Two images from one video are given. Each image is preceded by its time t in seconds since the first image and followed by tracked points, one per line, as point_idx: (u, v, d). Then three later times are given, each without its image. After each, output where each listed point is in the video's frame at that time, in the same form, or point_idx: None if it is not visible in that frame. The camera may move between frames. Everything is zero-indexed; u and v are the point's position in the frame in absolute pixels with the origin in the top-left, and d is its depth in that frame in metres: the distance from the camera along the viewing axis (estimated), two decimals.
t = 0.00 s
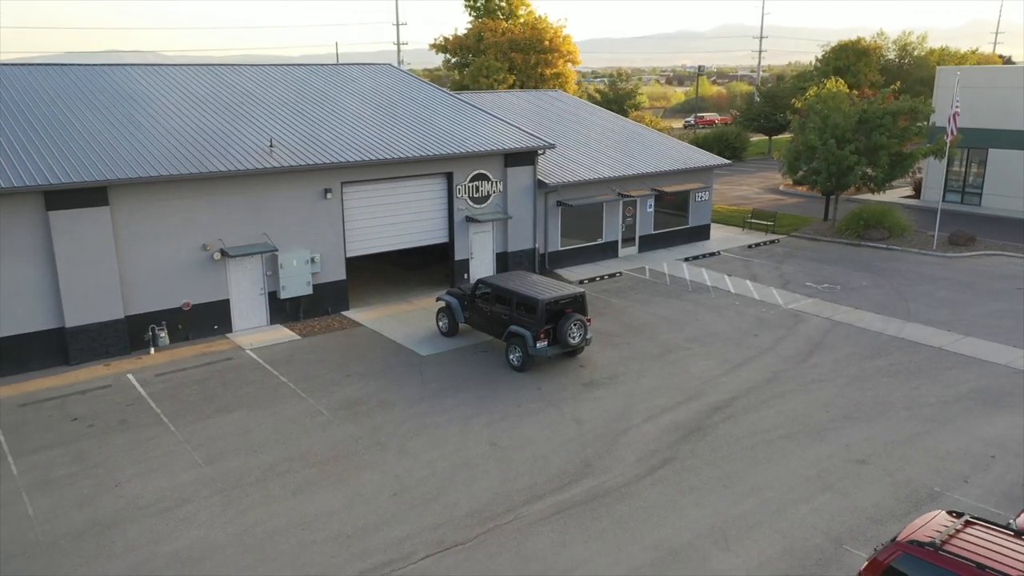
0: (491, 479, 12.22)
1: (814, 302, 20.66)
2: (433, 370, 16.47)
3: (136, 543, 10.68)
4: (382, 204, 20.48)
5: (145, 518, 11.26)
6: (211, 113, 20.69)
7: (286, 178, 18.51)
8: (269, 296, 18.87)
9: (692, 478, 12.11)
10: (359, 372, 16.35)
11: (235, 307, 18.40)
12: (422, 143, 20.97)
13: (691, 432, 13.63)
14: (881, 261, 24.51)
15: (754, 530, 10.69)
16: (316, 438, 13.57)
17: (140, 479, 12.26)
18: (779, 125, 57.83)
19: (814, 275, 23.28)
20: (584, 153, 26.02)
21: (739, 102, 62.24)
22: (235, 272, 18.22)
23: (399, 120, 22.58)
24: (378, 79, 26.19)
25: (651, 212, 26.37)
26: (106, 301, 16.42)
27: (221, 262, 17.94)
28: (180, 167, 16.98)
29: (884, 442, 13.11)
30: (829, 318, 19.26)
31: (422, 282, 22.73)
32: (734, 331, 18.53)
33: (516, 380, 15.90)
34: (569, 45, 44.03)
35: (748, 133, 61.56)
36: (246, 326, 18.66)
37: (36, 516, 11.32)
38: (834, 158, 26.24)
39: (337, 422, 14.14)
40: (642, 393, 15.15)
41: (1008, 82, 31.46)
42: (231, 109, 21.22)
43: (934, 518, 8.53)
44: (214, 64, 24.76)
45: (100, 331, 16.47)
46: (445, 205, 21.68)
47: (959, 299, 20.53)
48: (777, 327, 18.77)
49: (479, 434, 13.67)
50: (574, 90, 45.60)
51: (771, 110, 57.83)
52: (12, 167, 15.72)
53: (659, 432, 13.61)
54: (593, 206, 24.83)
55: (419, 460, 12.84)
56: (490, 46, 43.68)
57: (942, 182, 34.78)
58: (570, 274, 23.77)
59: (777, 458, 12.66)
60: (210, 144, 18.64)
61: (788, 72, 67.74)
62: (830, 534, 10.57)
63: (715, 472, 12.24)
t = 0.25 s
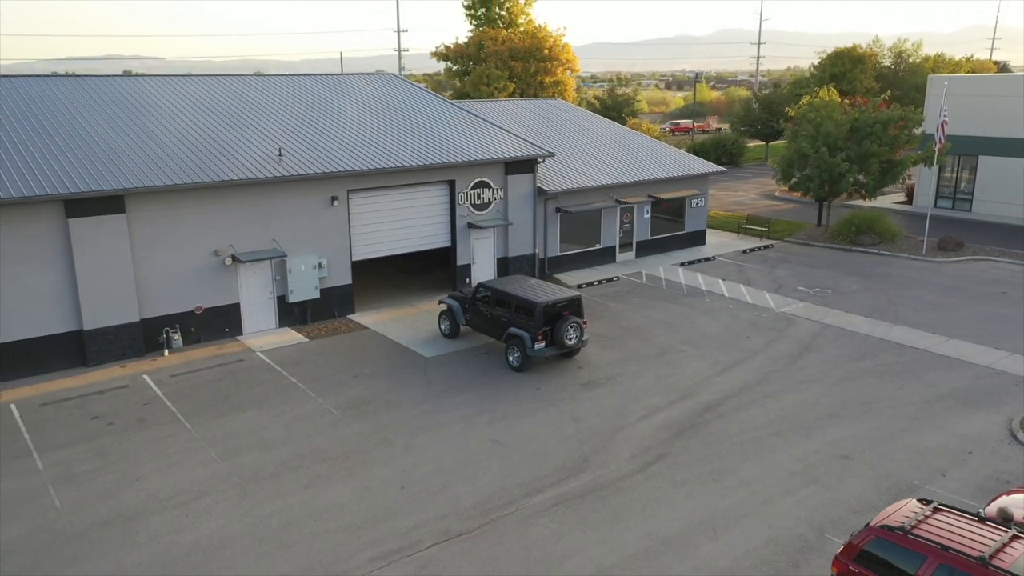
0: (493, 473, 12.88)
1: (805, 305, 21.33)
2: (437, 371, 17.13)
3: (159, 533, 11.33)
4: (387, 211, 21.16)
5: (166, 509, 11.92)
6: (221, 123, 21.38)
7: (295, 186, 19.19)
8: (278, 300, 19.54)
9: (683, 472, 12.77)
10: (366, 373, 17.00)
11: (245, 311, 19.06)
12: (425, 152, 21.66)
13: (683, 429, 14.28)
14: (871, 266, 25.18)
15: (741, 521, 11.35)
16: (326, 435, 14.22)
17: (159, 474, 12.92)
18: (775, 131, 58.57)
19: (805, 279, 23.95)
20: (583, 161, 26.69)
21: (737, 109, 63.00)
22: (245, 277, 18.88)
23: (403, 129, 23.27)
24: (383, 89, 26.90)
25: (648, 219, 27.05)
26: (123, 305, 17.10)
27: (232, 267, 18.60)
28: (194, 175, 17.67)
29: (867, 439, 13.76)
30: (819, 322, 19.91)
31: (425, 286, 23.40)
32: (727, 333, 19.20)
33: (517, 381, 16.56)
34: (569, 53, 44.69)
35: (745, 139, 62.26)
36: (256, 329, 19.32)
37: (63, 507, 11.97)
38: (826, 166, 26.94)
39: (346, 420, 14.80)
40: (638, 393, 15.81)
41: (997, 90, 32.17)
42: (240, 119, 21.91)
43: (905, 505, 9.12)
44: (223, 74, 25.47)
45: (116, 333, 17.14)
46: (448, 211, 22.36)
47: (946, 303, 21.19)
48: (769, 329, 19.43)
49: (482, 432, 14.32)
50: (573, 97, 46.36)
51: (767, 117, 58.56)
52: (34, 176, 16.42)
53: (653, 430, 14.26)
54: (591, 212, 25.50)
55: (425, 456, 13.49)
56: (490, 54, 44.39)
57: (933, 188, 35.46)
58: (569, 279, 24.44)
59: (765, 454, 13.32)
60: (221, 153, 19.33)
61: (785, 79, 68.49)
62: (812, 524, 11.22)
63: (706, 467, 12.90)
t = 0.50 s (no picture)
0: (494, 469, 13.45)
1: (796, 308, 21.93)
2: (439, 372, 17.72)
3: (175, 525, 11.91)
4: (391, 217, 21.76)
5: (182, 503, 12.49)
6: (229, 131, 21.98)
7: (301, 193, 19.79)
8: (284, 304, 20.12)
9: (676, 467, 13.35)
10: (371, 373, 17.59)
11: (253, 314, 19.64)
12: (428, 160, 22.27)
13: (677, 427, 14.87)
14: (862, 270, 25.78)
15: (729, 513, 11.93)
16: (333, 433, 14.80)
17: (174, 469, 13.49)
18: (771, 136, 59.23)
19: (798, 283, 24.55)
20: (580, 168, 27.31)
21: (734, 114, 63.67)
22: (253, 281, 19.47)
23: (406, 137, 23.85)
24: (385, 97, 27.51)
25: (644, 224, 27.66)
26: (136, 308, 17.70)
27: (240, 272, 19.19)
28: (205, 183, 18.27)
29: (852, 436, 14.33)
30: (810, 324, 20.50)
31: (427, 290, 23.98)
32: (720, 336, 19.79)
33: (517, 381, 17.14)
34: (567, 61, 45.45)
35: (742, 144, 62.91)
36: (263, 331, 19.89)
37: (84, 501, 12.55)
38: (818, 172, 27.58)
39: (352, 419, 15.37)
40: (633, 392, 16.40)
41: (988, 98, 32.81)
42: (247, 127, 22.50)
43: (882, 495, 9.69)
44: (229, 84, 26.06)
45: (129, 335, 17.73)
46: (449, 217, 22.96)
47: (934, 306, 21.77)
48: (761, 332, 20.03)
49: (483, 430, 14.90)
50: (571, 104, 47.03)
51: (764, 122, 59.21)
52: (49, 184, 16.99)
53: (647, 428, 14.85)
54: (589, 217, 26.10)
55: (429, 452, 14.07)
56: (490, 61, 45.11)
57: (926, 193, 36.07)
58: (567, 282, 25.04)
59: (754, 450, 13.90)
60: (229, 161, 19.93)
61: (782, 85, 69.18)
62: (797, 515, 11.79)
63: (697, 463, 13.48)
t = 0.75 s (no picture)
0: (494, 464, 14.13)
1: (787, 312, 22.61)
2: (441, 373, 18.39)
3: (192, 517, 12.57)
4: (394, 223, 22.45)
5: (197, 496, 13.15)
6: (237, 140, 22.69)
7: (308, 201, 20.49)
8: (291, 307, 20.82)
9: (667, 463, 14.03)
10: (376, 375, 18.26)
11: (261, 317, 20.34)
12: (429, 168, 22.99)
13: (669, 425, 15.54)
14: (852, 275, 26.48)
15: (717, 505, 12.60)
16: (340, 431, 15.47)
17: (189, 465, 14.16)
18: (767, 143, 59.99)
19: (789, 288, 25.25)
20: (578, 175, 28.01)
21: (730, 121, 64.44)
22: (261, 285, 20.18)
23: (408, 146, 24.56)
24: (387, 107, 28.24)
25: (640, 230, 28.36)
26: (149, 312, 18.38)
27: (249, 276, 19.90)
28: (215, 191, 18.98)
29: (836, 434, 15.01)
30: (799, 327, 21.19)
31: (429, 294, 24.67)
32: (712, 338, 20.48)
33: (516, 382, 17.82)
34: (565, 69, 46.25)
35: (738, 150, 63.67)
36: (271, 334, 20.59)
37: (104, 495, 13.22)
38: (810, 180, 28.31)
39: (358, 418, 16.04)
40: (627, 393, 17.08)
41: (976, 106, 33.57)
42: (254, 136, 23.21)
43: (857, 485, 10.37)
44: (235, 94, 26.76)
45: (142, 338, 18.41)
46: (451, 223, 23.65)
47: (920, 310, 22.47)
48: (752, 335, 20.71)
49: (484, 428, 15.57)
50: (569, 111, 47.81)
51: (760, 129, 59.97)
52: (66, 193, 17.66)
53: (640, 426, 15.52)
54: (586, 223, 26.80)
55: (432, 449, 14.75)
56: (490, 70, 45.90)
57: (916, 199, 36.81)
58: (565, 287, 25.72)
59: (742, 447, 14.58)
60: (238, 170, 20.63)
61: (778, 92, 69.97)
62: (781, 508, 12.47)
63: (688, 459, 14.15)
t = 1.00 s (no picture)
0: (495, 462, 14.72)
1: (780, 316, 23.22)
2: (443, 375, 18.99)
3: (207, 511, 13.17)
4: (397, 229, 23.05)
5: (211, 492, 13.75)
6: (244, 149, 23.32)
7: (314, 208, 21.12)
8: (298, 311, 21.41)
9: (662, 461, 14.63)
10: (380, 376, 18.86)
11: (268, 321, 20.94)
12: (432, 176, 23.61)
13: (663, 425, 16.14)
14: (845, 280, 27.08)
15: (709, 500, 13.19)
16: (346, 430, 16.07)
17: (203, 462, 14.76)
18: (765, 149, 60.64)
19: (783, 292, 25.85)
20: (577, 182, 28.64)
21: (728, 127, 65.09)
22: (268, 290, 20.78)
23: (412, 154, 25.18)
24: (390, 115, 28.87)
25: (638, 235, 28.97)
26: (161, 316, 19.01)
27: (257, 281, 20.50)
28: (225, 199, 19.61)
29: (823, 433, 15.61)
30: (791, 331, 21.80)
31: (431, 298, 25.27)
32: (707, 341, 21.08)
33: (517, 384, 18.41)
34: (564, 78, 46.94)
35: (736, 156, 64.30)
36: (278, 337, 21.19)
37: (122, 490, 13.81)
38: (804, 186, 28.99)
39: (364, 418, 16.63)
40: (624, 394, 17.68)
41: (968, 114, 34.21)
42: (261, 145, 23.84)
43: (838, 479, 10.95)
44: (243, 103, 27.41)
45: (154, 341, 19.03)
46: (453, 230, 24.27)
47: (909, 314, 23.08)
48: (746, 338, 21.31)
49: (485, 428, 16.16)
50: (569, 119, 48.46)
51: (757, 135, 60.61)
52: (82, 201, 18.29)
53: (636, 426, 16.11)
54: (585, 229, 27.40)
55: (435, 447, 15.34)
56: (490, 78, 46.59)
57: (910, 205, 37.43)
58: (564, 291, 26.32)
59: (734, 446, 15.17)
60: (247, 178, 21.25)
61: (775, 98, 70.62)
62: (770, 502, 13.06)
63: (681, 457, 14.74)
